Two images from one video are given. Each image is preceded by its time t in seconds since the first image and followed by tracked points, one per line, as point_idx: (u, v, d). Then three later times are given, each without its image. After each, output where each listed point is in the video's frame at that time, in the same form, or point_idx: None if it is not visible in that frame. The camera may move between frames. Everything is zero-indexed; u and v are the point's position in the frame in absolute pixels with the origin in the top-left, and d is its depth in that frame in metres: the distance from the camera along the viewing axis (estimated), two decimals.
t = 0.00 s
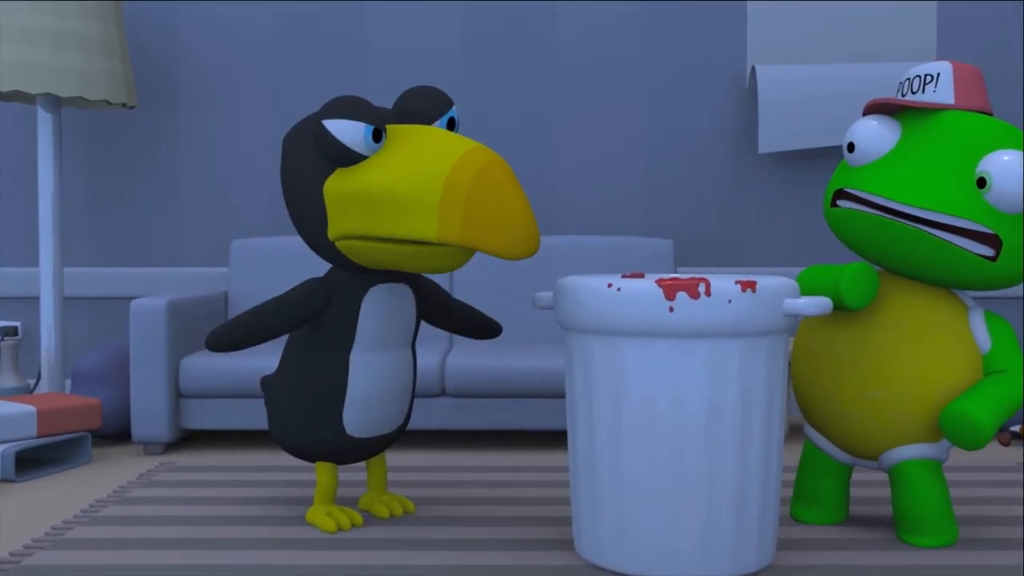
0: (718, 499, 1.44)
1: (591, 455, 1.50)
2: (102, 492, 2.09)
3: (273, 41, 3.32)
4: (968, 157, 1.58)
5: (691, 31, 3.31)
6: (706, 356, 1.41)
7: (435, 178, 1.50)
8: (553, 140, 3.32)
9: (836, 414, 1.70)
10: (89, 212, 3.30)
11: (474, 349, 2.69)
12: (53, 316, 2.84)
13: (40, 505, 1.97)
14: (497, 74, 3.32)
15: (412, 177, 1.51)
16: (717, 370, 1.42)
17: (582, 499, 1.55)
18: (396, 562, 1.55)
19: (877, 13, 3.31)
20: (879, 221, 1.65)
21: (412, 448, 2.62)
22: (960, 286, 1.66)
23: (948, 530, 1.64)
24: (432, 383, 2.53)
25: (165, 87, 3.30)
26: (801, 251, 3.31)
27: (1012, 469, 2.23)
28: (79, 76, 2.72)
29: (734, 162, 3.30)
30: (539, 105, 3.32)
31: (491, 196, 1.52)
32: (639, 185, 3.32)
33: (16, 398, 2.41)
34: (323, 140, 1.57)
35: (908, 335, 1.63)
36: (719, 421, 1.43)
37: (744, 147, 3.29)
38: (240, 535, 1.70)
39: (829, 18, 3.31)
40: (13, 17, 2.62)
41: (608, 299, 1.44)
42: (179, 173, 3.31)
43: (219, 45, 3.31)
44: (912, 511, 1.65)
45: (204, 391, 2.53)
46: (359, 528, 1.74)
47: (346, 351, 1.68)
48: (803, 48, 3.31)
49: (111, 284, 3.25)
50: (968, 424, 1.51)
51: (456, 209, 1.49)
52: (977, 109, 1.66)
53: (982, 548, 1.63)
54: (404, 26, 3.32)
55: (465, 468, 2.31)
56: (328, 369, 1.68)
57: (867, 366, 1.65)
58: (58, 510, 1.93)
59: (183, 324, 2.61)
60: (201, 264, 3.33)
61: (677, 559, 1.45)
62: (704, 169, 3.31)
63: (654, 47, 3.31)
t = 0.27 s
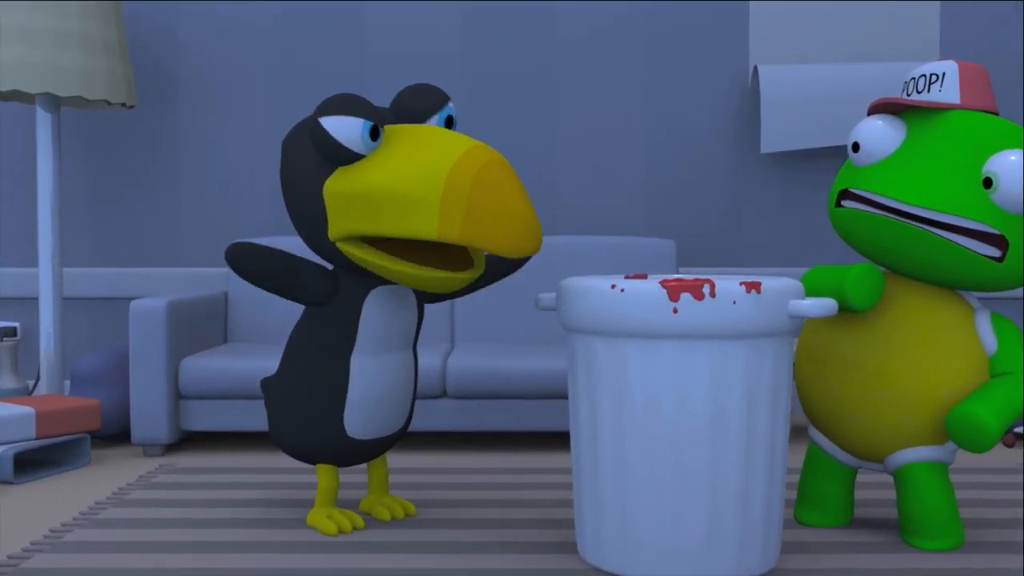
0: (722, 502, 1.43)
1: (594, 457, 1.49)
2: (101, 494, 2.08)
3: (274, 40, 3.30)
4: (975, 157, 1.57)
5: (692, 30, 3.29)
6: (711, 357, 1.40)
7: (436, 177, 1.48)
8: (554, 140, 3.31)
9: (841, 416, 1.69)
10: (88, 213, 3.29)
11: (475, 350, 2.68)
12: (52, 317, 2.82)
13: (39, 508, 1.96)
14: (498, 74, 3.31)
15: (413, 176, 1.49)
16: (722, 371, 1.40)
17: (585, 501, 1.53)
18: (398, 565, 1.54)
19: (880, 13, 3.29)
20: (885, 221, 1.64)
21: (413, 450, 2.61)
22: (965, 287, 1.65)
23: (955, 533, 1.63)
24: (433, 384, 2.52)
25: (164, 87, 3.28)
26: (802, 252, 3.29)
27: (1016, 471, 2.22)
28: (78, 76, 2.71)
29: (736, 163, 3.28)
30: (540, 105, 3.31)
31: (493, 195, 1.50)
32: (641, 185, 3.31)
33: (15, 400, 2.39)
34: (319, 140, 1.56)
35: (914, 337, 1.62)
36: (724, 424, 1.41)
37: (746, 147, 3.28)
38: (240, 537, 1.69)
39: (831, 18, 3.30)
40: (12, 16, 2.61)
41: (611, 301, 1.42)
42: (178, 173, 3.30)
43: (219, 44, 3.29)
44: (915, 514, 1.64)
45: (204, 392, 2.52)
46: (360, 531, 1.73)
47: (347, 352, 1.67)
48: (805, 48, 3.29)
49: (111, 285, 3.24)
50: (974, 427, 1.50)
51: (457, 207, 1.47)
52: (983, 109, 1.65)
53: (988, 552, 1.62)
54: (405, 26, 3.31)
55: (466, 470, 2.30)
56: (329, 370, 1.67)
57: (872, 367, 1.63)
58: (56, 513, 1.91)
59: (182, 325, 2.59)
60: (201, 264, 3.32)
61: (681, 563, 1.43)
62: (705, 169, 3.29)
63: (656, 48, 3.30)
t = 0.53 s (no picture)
0: (726, 504, 1.42)
1: (597, 459, 1.48)
2: (101, 495, 2.07)
3: (274, 40, 3.29)
4: (980, 157, 1.56)
5: (694, 30, 3.28)
6: (714, 359, 1.39)
7: (433, 169, 1.47)
8: (554, 140, 3.30)
9: (844, 417, 1.68)
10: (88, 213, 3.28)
11: (475, 351, 2.67)
12: (51, 318, 2.81)
13: (38, 509, 1.95)
14: (498, 74, 3.29)
15: (410, 170, 1.48)
16: (725, 373, 1.39)
17: (587, 503, 1.52)
18: (399, 568, 1.53)
19: (882, 13, 3.28)
20: (889, 221, 1.63)
21: (414, 451, 2.59)
22: (972, 289, 1.64)
23: (959, 534, 1.61)
24: (434, 385, 2.51)
25: (164, 87, 3.27)
26: (804, 252, 3.28)
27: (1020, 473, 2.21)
28: (78, 76, 2.70)
29: (737, 163, 3.27)
30: (541, 105, 3.30)
31: (491, 188, 1.49)
32: (642, 185, 3.30)
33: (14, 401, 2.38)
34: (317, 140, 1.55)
35: (918, 338, 1.61)
36: (727, 426, 1.40)
37: (748, 147, 3.27)
38: (241, 539, 1.68)
39: (833, 18, 3.28)
40: (12, 16, 2.60)
41: (614, 301, 1.41)
42: (178, 173, 3.29)
43: (219, 44, 3.28)
44: (922, 515, 1.62)
45: (204, 393, 2.51)
46: (361, 533, 1.72)
47: (348, 353, 1.66)
48: (807, 48, 3.28)
49: (110, 285, 3.23)
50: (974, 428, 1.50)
51: (455, 199, 1.46)
52: (988, 109, 1.64)
53: (992, 554, 1.61)
54: (405, 25, 3.30)
55: (467, 471, 2.29)
56: (329, 372, 1.65)
57: (876, 369, 1.62)
58: (54, 514, 1.90)
59: (182, 325, 2.58)
60: (201, 264, 3.30)
61: (684, 565, 1.42)
62: (707, 169, 3.28)
63: (657, 47, 3.29)
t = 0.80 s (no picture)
0: (728, 505, 1.41)
1: (598, 461, 1.47)
2: (101, 497, 2.06)
3: (274, 40, 3.29)
4: (984, 157, 1.55)
5: (695, 30, 3.27)
6: (717, 360, 1.38)
7: (429, 176, 1.47)
8: (556, 140, 3.29)
9: (846, 418, 1.67)
10: (88, 213, 3.27)
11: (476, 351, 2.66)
12: (51, 318, 2.80)
13: (38, 511, 1.94)
14: (499, 73, 3.29)
15: (408, 174, 1.48)
16: (727, 374, 1.39)
17: (589, 505, 1.51)
18: (400, 570, 1.52)
19: (884, 13, 3.27)
20: (892, 221, 1.62)
21: (414, 452, 2.59)
22: (976, 289, 1.63)
23: (963, 537, 1.61)
24: (434, 385, 2.50)
25: (164, 87, 3.26)
26: (806, 252, 3.28)
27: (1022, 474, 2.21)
28: (78, 77, 2.69)
29: (738, 163, 3.26)
30: (542, 105, 3.29)
31: (487, 194, 1.47)
32: (642, 185, 3.29)
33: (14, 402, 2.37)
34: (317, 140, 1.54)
35: (920, 339, 1.60)
36: (730, 427, 1.40)
37: (749, 147, 3.26)
38: (241, 541, 1.67)
39: (835, 18, 3.27)
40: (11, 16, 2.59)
41: (615, 302, 1.41)
42: (178, 173, 3.28)
43: (219, 44, 3.27)
44: (924, 518, 1.62)
45: (204, 394, 2.50)
46: (362, 535, 1.71)
47: (349, 354, 1.65)
48: (808, 48, 3.27)
49: (110, 286, 3.22)
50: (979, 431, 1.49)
51: (450, 207, 1.45)
52: (992, 109, 1.63)
53: (996, 556, 1.61)
54: (406, 25, 3.29)
55: (467, 473, 2.28)
56: (330, 373, 1.65)
57: (878, 369, 1.62)
58: (54, 514, 1.90)
59: (182, 326, 2.58)
60: (201, 265, 3.30)
61: (686, 567, 1.42)
62: (708, 169, 3.28)
63: (658, 47, 3.28)
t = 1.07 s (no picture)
0: (730, 506, 1.40)
1: (599, 462, 1.47)
2: (101, 498, 2.06)
3: (274, 39, 3.28)
4: (986, 157, 1.55)
5: (696, 30, 3.27)
6: (719, 360, 1.38)
7: (425, 189, 1.47)
8: (556, 140, 3.28)
9: (849, 419, 1.66)
10: (87, 213, 3.27)
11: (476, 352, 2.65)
12: (50, 319, 2.80)
13: (37, 512, 1.93)
14: (499, 73, 3.28)
15: (404, 185, 1.48)
16: (729, 375, 1.38)
17: (590, 506, 1.51)
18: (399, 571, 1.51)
19: (884, 13, 3.27)
20: (895, 222, 1.61)
21: (414, 453, 2.58)
22: (978, 290, 1.62)
23: (965, 538, 1.60)
24: (435, 386, 2.49)
25: (165, 87, 3.26)
26: (806, 253, 3.27)
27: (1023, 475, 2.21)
28: (78, 76, 2.68)
29: (739, 163, 3.26)
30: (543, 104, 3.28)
31: (482, 208, 1.48)
32: (643, 185, 3.29)
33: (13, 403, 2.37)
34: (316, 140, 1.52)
35: (922, 340, 1.60)
36: (732, 428, 1.39)
37: (749, 147, 3.25)
38: (241, 543, 1.67)
39: (836, 18, 3.27)
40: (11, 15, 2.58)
41: (617, 303, 1.40)
42: (178, 174, 3.28)
43: (219, 44, 3.27)
44: (922, 517, 1.62)
45: (204, 394, 2.49)
46: (362, 536, 1.71)
47: (349, 354, 1.64)
48: (809, 47, 3.27)
49: (110, 286, 3.21)
50: (981, 432, 1.49)
51: (444, 221, 1.46)
52: (993, 109, 1.62)
53: (998, 557, 1.60)
54: (406, 25, 3.28)
55: (467, 473, 2.28)
56: (331, 372, 1.64)
57: (881, 370, 1.61)
58: (53, 515, 1.89)
59: (182, 327, 2.57)
60: (201, 265, 3.29)
61: (688, 568, 1.41)
62: (708, 169, 3.27)
63: (659, 47, 3.28)
